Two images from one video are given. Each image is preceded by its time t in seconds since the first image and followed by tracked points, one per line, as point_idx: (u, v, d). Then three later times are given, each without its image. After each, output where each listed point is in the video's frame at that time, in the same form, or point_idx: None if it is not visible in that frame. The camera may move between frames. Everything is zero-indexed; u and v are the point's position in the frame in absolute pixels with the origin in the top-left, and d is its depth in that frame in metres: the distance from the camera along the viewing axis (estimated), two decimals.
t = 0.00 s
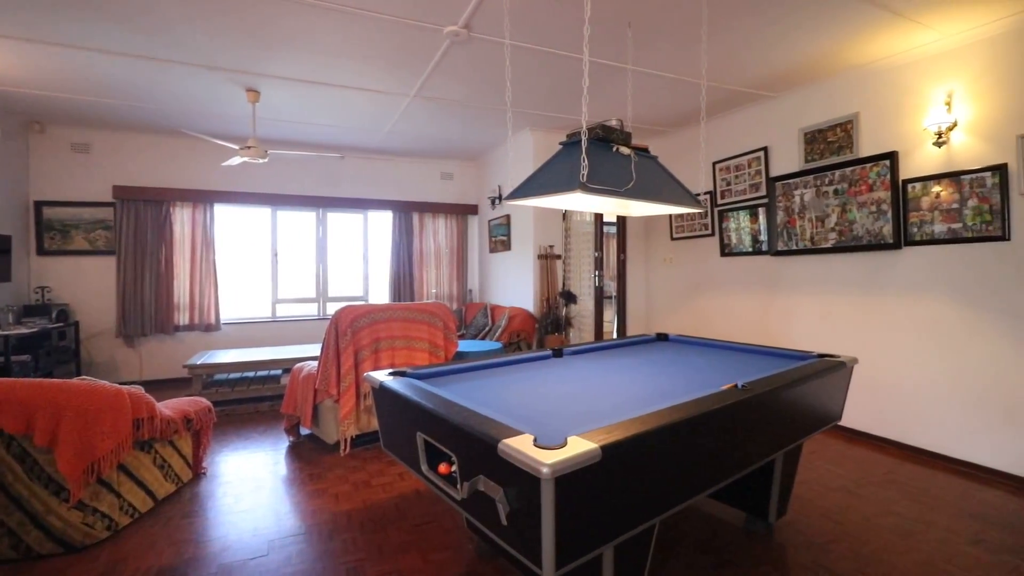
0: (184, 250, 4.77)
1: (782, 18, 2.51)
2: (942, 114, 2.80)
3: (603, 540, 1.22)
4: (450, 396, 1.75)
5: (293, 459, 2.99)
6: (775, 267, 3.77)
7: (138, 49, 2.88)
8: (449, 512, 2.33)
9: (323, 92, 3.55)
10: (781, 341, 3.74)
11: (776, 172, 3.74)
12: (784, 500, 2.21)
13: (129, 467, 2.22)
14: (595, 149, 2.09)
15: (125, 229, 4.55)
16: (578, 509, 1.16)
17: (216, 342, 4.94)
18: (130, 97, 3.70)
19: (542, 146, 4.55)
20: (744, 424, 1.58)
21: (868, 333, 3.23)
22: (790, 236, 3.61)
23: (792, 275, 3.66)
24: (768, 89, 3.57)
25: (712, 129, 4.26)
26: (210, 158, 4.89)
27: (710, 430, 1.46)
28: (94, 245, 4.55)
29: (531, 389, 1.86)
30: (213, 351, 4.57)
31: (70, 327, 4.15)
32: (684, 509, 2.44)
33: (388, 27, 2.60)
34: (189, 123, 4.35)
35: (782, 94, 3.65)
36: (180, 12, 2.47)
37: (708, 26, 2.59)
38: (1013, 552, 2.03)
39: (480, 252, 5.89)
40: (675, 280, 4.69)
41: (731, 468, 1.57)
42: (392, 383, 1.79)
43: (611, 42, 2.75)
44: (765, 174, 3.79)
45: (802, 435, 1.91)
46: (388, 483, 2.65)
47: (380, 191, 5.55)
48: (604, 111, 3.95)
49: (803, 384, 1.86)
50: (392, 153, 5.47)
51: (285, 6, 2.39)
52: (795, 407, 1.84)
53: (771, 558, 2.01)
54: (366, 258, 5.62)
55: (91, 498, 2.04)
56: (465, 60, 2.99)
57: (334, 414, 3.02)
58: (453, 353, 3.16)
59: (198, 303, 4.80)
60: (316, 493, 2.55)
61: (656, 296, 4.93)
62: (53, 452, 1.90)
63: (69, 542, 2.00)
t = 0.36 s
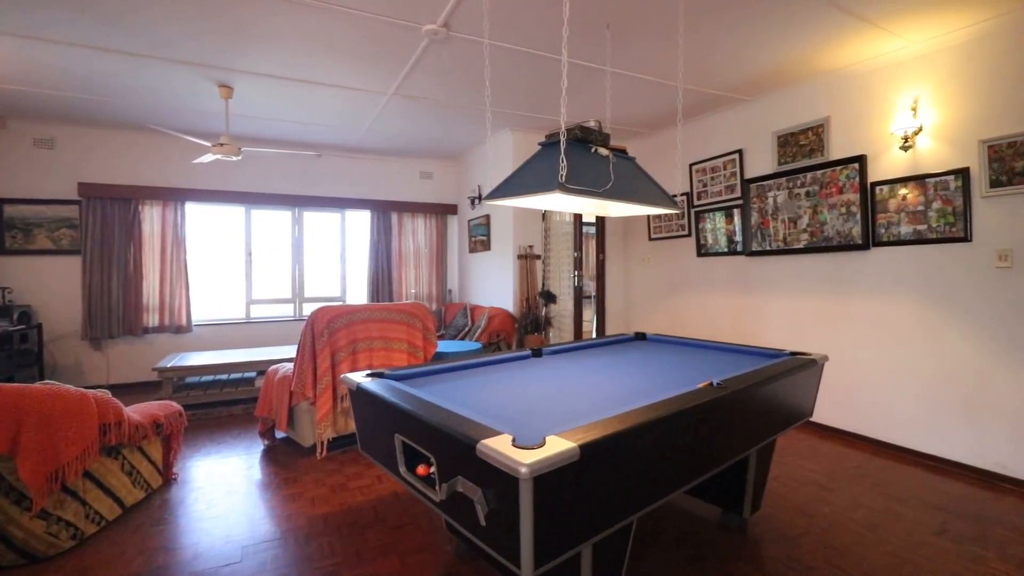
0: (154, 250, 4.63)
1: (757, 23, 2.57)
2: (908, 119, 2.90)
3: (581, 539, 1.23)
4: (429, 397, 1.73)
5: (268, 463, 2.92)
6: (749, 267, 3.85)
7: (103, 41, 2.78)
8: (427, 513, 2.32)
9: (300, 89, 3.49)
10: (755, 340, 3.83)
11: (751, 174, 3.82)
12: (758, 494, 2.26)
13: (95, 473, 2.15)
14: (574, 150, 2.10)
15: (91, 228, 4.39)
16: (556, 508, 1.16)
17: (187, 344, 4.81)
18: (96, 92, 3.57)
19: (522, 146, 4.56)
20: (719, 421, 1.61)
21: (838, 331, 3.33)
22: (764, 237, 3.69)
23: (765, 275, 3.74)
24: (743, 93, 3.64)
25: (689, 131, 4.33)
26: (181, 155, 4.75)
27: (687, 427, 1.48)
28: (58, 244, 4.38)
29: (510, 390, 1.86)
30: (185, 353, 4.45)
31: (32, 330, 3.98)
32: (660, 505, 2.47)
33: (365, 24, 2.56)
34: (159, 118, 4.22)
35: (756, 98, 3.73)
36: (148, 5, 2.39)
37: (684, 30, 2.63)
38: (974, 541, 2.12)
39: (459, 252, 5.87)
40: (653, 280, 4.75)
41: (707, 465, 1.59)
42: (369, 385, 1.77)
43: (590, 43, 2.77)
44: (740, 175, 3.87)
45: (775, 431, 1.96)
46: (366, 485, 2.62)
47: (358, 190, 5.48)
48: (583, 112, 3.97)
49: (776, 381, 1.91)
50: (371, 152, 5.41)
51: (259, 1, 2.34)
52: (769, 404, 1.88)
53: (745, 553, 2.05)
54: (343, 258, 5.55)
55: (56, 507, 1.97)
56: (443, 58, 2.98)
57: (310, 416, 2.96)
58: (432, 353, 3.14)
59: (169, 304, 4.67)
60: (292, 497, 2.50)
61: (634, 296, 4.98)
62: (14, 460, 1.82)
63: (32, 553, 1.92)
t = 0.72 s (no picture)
0: (122, 249, 4.49)
1: (733, 27, 2.61)
2: (876, 123, 2.99)
3: (559, 538, 1.23)
4: (407, 398, 1.71)
5: (242, 468, 2.86)
6: (725, 268, 3.92)
7: (68, 32, 2.67)
8: (406, 516, 2.29)
9: (275, 85, 3.42)
10: (731, 338, 3.90)
11: (726, 176, 3.89)
12: (733, 490, 2.30)
13: (59, 480, 2.07)
14: (553, 150, 2.10)
15: (55, 226, 4.23)
16: (534, 508, 1.16)
17: (157, 346, 4.67)
18: (60, 85, 3.44)
19: (502, 146, 4.56)
20: (695, 419, 1.63)
21: (810, 330, 3.41)
22: (740, 238, 3.76)
23: (741, 275, 3.82)
24: (720, 96, 3.71)
25: (667, 133, 4.39)
26: (151, 151, 4.62)
27: (663, 425, 1.50)
28: (19, 243, 4.20)
29: (489, 390, 1.85)
30: (155, 356, 4.32)
31: None
32: (638, 503, 2.49)
33: (341, 20, 2.52)
34: (128, 114, 4.09)
35: (732, 101, 3.80)
36: None
37: (662, 33, 2.67)
38: (938, 532, 2.20)
39: (439, 252, 5.84)
40: (632, 280, 4.80)
41: (683, 462, 1.62)
42: (346, 386, 1.74)
43: (569, 44, 2.78)
44: (716, 177, 3.93)
45: (748, 428, 2.00)
46: (343, 488, 2.58)
47: (336, 188, 5.40)
48: (563, 112, 3.99)
49: (750, 379, 1.95)
50: (349, 150, 5.34)
51: None
52: (743, 401, 1.92)
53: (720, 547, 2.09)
54: (320, 258, 5.46)
55: (18, 515, 1.88)
56: (422, 56, 2.95)
57: (286, 419, 2.91)
58: (411, 354, 3.11)
59: (138, 304, 4.53)
60: (268, 502, 2.45)
61: (613, 295, 5.03)
62: None
63: None
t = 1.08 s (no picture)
0: (91, 249, 4.35)
1: (712, 31, 2.65)
2: (849, 127, 3.07)
3: (539, 538, 1.23)
4: (385, 400, 1.69)
5: (217, 473, 2.80)
6: (704, 268, 3.98)
7: (32, 24, 2.58)
8: (385, 518, 2.27)
9: (252, 82, 3.35)
10: (710, 337, 3.96)
11: (705, 178, 3.94)
12: (711, 488, 2.34)
13: (24, 488, 1.99)
14: (533, 151, 2.11)
15: (19, 225, 4.07)
16: (514, 509, 1.16)
17: (129, 349, 4.54)
18: (24, 78, 3.31)
19: (483, 146, 4.55)
20: (673, 417, 1.65)
21: (786, 329, 3.49)
22: (718, 238, 3.82)
23: (719, 276, 3.87)
24: (699, 98, 3.76)
25: (647, 134, 4.43)
26: (122, 148, 4.49)
27: (642, 424, 1.51)
28: None
29: (469, 391, 1.84)
30: (126, 358, 4.20)
31: None
32: (618, 501, 2.51)
33: (319, 17, 2.48)
34: (97, 109, 3.96)
35: (710, 104, 3.85)
36: None
37: (642, 36, 2.69)
38: (908, 525, 2.26)
39: (420, 252, 5.80)
40: (613, 280, 4.84)
41: (662, 460, 1.64)
42: (324, 388, 1.72)
43: (550, 45, 2.78)
44: (694, 178, 3.99)
45: (726, 425, 2.03)
46: (322, 492, 2.55)
47: (314, 187, 5.32)
48: (545, 113, 4.00)
49: (727, 377, 1.98)
50: (328, 149, 5.26)
51: None
52: (720, 399, 1.95)
53: (699, 544, 2.12)
54: (299, 258, 5.38)
55: None
56: (402, 54, 2.92)
57: (263, 422, 2.86)
58: (391, 355, 3.08)
59: (108, 306, 4.40)
60: (244, 507, 2.40)
61: (594, 295, 5.06)
62: None
63: None
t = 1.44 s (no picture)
0: (62, 248, 4.22)
1: (694, 34, 2.68)
2: (826, 130, 3.13)
3: (522, 537, 1.23)
4: (367, 402, 1.68)
5: (195, 477, 2.74)
6: (686, 268, 4.03)
7: None
8: (368, 521, 2.25)
9: (231, 78, 3.29)
10: (691, 337, 4.01)
11: (686, 179, 3.99)
12: (692, 485, 2.37)
13: None
14: (517, 151, 2.11)
15: None
16: (496, 510, 1.16)
17: (101, 352, 4.42)
18: None
19: (466, 146, 4.54)
20: (655, 415, 1.67)
21: (765, 328, 3.55)
22: (699, 239, 3.87)
23: (700, 276, 3.93)
24: (681, 101, 3.80)
25: (630, 136, 4.47)
26: (94, 145, 4.36)
27: (624, 423, 1.52)
28: None
29: (451, 391, 1.84)
30: (98, 361, 4.08)
31: None
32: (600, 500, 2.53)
33: (299, 14, 2.45)
34: (68, 105, 3.85)
35: (691, 106, 3.90)
36: None
37: (625, 38, 2.71)
38: (882, 519, 2.32)
39: (403, 252, 5.76)
40: (596, 280, 4.87)
41: (644, 459, 1.65)
42: (304, 390, 1.69)
43: (534, 45, 2.79)
44: (676, 180, 4.03)
45: (707, 424, 2.06)
46: (303, 495, 2.51)
47: (295, 186, 5.24)
48: (528, 113, 4.00)
49: (707, 376, 2.01)
50: (309, 147, 5.19)
51: None
52: (701, 397, 1.97)
53: (680, 542, 2.14)
54: (279, 258, 5.30)
55: None
56: (384, 53, 2.90)
57: (241, 425, 2.81)
58: (373, 356, 3.05)
59: (80, 307, 4.28)
60: (223, 511, 2.36)
61: (578, 296, 5.09)
62: None
63: None
